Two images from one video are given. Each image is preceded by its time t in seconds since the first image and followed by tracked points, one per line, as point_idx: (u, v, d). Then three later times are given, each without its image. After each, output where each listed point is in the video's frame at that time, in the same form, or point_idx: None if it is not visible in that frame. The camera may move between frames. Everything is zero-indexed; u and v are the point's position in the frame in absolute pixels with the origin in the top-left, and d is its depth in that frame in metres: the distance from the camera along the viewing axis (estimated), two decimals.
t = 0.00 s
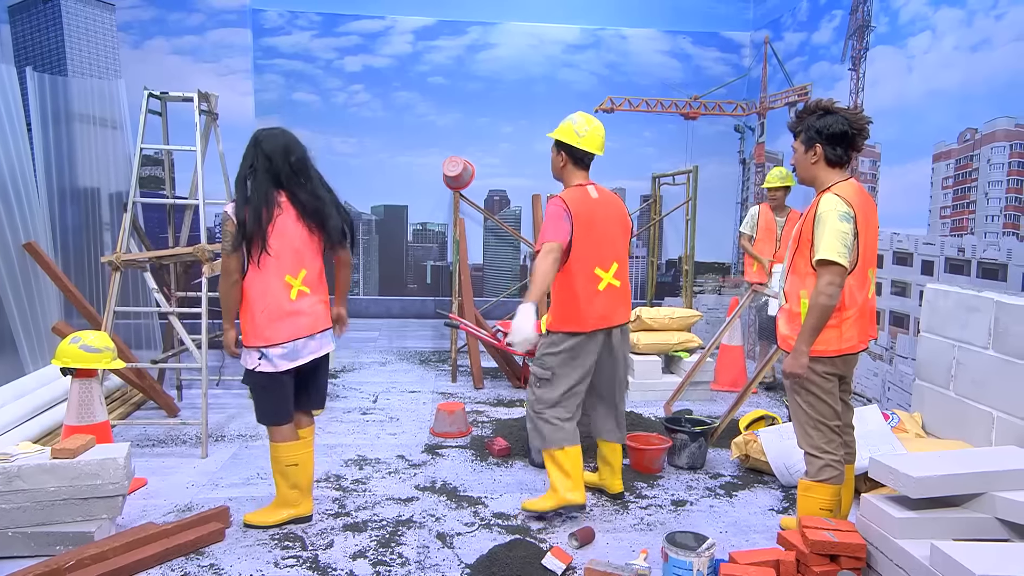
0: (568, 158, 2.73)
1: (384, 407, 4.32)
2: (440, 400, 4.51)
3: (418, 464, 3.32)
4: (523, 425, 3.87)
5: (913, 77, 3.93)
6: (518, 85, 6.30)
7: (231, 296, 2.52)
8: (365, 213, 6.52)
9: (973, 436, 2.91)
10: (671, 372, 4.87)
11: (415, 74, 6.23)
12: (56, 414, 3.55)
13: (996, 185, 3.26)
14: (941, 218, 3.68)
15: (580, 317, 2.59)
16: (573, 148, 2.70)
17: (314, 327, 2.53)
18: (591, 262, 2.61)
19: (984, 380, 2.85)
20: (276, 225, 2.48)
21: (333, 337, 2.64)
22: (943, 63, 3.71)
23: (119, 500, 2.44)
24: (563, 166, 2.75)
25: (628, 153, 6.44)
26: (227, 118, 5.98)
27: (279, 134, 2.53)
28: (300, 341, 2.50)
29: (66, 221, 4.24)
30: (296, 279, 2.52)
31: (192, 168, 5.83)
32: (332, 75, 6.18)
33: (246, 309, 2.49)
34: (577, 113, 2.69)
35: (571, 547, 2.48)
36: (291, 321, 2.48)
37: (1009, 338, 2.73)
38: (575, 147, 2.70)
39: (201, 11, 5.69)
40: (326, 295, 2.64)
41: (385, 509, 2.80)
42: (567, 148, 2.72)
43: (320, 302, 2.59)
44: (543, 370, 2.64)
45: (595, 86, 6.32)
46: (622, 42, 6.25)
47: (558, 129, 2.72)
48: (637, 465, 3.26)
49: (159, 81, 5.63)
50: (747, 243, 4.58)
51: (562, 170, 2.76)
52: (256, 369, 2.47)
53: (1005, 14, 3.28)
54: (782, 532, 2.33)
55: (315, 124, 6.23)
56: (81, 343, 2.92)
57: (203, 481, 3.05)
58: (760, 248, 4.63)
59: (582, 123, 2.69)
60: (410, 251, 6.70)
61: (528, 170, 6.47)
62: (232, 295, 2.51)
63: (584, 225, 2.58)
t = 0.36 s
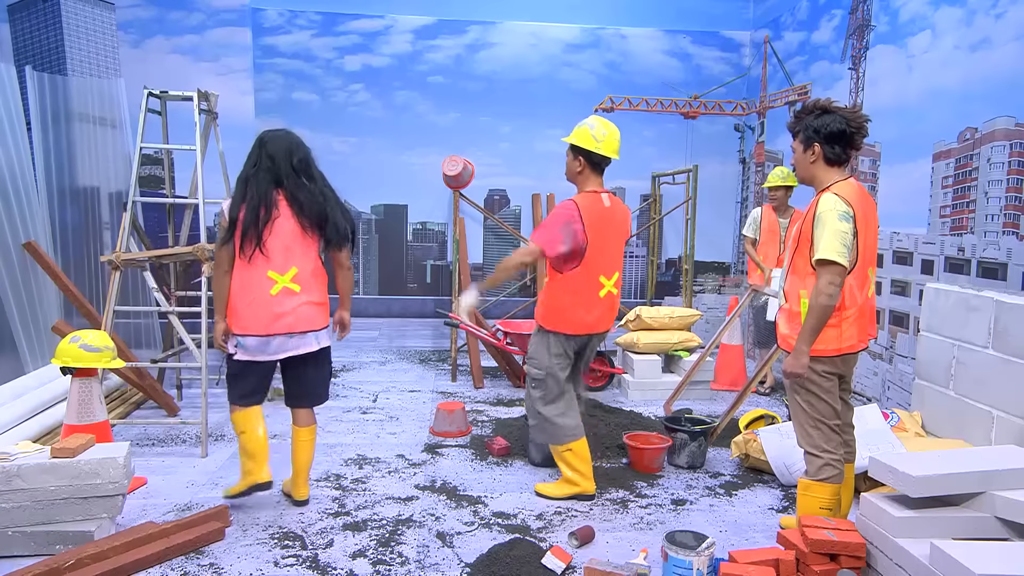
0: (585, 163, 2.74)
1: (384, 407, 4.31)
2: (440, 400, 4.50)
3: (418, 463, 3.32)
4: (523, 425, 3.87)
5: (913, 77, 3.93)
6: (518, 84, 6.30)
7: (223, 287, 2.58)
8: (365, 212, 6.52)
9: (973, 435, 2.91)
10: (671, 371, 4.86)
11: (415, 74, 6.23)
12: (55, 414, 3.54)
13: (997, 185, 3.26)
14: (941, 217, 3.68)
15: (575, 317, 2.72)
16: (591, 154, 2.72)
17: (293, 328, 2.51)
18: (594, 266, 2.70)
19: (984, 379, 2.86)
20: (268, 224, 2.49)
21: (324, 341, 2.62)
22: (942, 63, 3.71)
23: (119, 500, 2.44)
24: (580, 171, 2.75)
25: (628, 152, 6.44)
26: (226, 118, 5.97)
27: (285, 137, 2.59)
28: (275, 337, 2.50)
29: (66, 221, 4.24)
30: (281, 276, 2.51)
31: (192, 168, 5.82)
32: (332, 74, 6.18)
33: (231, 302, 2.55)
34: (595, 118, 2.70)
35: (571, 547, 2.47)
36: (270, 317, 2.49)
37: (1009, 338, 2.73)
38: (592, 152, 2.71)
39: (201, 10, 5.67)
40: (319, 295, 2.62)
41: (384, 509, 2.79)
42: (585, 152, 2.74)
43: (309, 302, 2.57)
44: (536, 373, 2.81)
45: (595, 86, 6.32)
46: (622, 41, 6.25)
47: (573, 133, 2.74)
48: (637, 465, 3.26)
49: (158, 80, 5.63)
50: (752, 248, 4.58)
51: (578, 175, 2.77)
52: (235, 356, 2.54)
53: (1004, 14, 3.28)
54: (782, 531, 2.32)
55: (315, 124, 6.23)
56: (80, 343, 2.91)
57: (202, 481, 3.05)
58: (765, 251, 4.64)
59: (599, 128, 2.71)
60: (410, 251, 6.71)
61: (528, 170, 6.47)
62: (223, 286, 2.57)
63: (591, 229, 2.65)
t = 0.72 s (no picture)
0: (569, 157, 2.77)
1: (384, 407, 4.31)
2: (440, 400, 4.50)
3: (418, 463, 3.32)
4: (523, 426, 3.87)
5: (913, 77, 3.93)
6: (518, 84, 6.30)
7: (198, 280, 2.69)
8: (365, 212, 6.52)
9: (973, 435, 2.91)
10: (671, 372, 4.86)
11: (415, 74, 6.23)
12: (55, 414, 3.54)
13: (996, 185, 3.26)
14: (941, 217, 3.68)
15: (582, 302, 2.78)
16: (573, 148, 2.74)
17: (235, 326, 2.52)
18: (601, 253, 2.74)
19: (984, 380, 2.85)
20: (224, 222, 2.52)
21: (268, 344, 2.55)
22: (942, 63, 3.71)
23: (119, 500, 2.44)
24: (566, 166, 2.78)
25: (628, 153, 6.44)
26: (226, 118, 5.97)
27: (256, 136, 2.56)
28: (222, 333, 2.54)
29: (66, 221, 4.24)
30: (229, 274, 2.53)
31: (192, 167, 5.82)
32: (332, 74, 6.18)
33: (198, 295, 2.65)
34: (575, 113, 2.71)
35: (571, 547, 2.47)
36: (218, 313, 2.53)
37: (1009, 338, 2.73)
38: (575, 146, 2.74)
39: (201, 10, 5.68)
40: (272, 296, 2.57)
41: (385, 509, 2.79)
42: (568, 147, 2.76)
43: (256, 302, 2.53)
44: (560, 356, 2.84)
45: (595, 86, 6.32)
46: (623, 41, 6.25)
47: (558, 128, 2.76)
48: (637, 465, 3.26)
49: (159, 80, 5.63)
50: (752, 249, 4.58)
51: (563, 169, 2.80)
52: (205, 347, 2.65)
53: (1004, 14, 3.28)
54: (782, 531, 2.32)
55: (315, 124, 6.23)
56: (80, 343, 2.91)
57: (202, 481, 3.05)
58: (765, 252, 4.66)
59: (580, 123, 2.72)
60: (410, 251, 6.70)
61: (528, 170, 6.47)
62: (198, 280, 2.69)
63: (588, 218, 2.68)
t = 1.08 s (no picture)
0: (560, 160, 2.87)
1: (384, 407, 4.31)
2: (440, 400, 4.50)
3: (418, 463, 3.32)
4: (523, 425, 3.87)
5: (913, 77, 3.93)
6: (518, 84, 6.30)
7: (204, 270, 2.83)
8: (365, 212, 6.51)
9: (973, 435, 2.91)
10: (671, 372, 4.86)
11: (415, 74, 6.23)
12: (55, 414, 3.54)
13: (996, 185, 3.26)
14: (941, 217, 3.68)
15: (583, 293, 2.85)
16: (565, 151, 2.85)
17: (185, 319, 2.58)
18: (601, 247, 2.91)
19: (985, 380, 2.85)
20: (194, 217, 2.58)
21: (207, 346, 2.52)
22: (942, 63, 3.71)
23: (119, 500, 2.44)
24: (556, 169, 2.91)
25: (628, 153, 6.45)
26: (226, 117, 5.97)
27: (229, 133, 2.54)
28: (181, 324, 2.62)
29: (65, 220, 4.24)
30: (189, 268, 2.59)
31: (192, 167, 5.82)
32: (332, 74, 6.18)
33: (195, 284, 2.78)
34: (568, 118, 2.84)
35: (571, 547, 2.47)
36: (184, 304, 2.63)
37: (1009, 338, 2.73)
38: (567, 150, 2.85)
39: (201, 10, 5.68)
40: (217, 296, 2.54)
41: (385, 509, 2.79)
42: (559, 150, 2.87)
43: (202, 300, 2.54)
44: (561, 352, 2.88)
45: (595, 86, 6.33)
46: (623, 41, 6.25)
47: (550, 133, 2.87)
48: (637, 465, 3.26)
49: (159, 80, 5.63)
50: (751, 251, 4.59)
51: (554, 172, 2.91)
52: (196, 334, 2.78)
53: (1004, 14, 3.28)
54: (782, 531, 2.32)
55: (315, 124, 6.23)
56: (80, 343, 2.91)
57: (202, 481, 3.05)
58: (765, 254, 4.65)
59: (572, 128, 2.85)
60: (410, 251, 6.70)
61: (528, 170, 6.47)
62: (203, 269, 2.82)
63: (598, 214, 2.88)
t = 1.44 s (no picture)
0: (558, 158, 3.02)
1: (384, 407, 4.31)
2: (440, 400, 4.51)
3: (418, 463, 3.32)
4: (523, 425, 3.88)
5: (913, 77, 3.93)
6: (518, 84, 6.30)
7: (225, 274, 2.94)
8: (365, 212, 6.51)
9: (973, 435, 2.91)
10: (671, 371, 4.86)
11: (415, 74, 6.22)
12: (55, 414, 3.55)
13: (996, 185, 3.26)
14: (941, 217, 3.67)
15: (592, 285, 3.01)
16: (564, 148, 3.00)
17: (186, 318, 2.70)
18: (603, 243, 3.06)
19: (985, 380, 2.85)
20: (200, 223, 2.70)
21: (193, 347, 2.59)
22: (942, 63, 3.71)
23: (119, 500, 2.44)
24: (555, 166, 3.04)
25: (628, 152, 6.45)
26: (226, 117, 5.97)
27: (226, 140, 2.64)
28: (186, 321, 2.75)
29: (66, 220, 4.24)
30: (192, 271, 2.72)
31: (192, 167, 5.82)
32: (332, 74, 6.18)
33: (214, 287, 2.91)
34: (567, 118, 2.97)
35: (571, 547, 2.47)
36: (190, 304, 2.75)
37: (1010, 338, 2.73)
38: (565, 148, 2.99)
39: (201, 10, 5.68)
40: (204, 299, 2.60)
41: (385, 509, 2.79)
42: (558, 148, 3.01)
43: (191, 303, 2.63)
44: (581, 349, 3.01)
45: (595, 86, 6.33)
46: (623, 41, 6.25)
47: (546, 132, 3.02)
48: (638, 465, 3.26)
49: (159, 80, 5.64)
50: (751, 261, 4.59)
51: (553, 169, 3.06)
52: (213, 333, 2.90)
53: (1004, 14, 3.28)
54: (782, 531, 2.32)
55: (314, 124, 6.23)
56: (80, 343, 2.91)
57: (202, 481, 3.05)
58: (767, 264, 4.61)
59: (571, 127, 2.98)
60: (410, 251, 6.70)
61: (528, 170, 6.46)
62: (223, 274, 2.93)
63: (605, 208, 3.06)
